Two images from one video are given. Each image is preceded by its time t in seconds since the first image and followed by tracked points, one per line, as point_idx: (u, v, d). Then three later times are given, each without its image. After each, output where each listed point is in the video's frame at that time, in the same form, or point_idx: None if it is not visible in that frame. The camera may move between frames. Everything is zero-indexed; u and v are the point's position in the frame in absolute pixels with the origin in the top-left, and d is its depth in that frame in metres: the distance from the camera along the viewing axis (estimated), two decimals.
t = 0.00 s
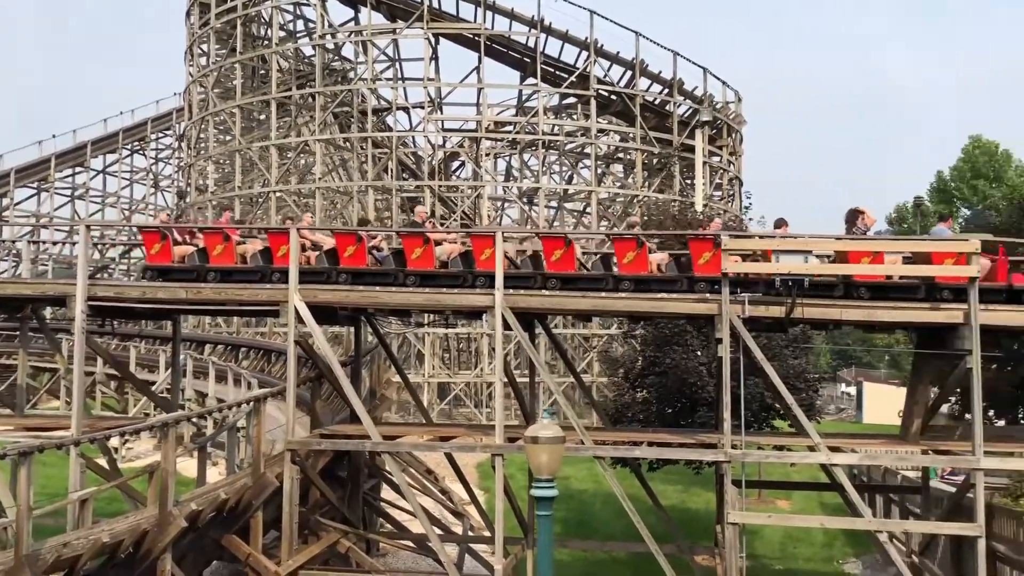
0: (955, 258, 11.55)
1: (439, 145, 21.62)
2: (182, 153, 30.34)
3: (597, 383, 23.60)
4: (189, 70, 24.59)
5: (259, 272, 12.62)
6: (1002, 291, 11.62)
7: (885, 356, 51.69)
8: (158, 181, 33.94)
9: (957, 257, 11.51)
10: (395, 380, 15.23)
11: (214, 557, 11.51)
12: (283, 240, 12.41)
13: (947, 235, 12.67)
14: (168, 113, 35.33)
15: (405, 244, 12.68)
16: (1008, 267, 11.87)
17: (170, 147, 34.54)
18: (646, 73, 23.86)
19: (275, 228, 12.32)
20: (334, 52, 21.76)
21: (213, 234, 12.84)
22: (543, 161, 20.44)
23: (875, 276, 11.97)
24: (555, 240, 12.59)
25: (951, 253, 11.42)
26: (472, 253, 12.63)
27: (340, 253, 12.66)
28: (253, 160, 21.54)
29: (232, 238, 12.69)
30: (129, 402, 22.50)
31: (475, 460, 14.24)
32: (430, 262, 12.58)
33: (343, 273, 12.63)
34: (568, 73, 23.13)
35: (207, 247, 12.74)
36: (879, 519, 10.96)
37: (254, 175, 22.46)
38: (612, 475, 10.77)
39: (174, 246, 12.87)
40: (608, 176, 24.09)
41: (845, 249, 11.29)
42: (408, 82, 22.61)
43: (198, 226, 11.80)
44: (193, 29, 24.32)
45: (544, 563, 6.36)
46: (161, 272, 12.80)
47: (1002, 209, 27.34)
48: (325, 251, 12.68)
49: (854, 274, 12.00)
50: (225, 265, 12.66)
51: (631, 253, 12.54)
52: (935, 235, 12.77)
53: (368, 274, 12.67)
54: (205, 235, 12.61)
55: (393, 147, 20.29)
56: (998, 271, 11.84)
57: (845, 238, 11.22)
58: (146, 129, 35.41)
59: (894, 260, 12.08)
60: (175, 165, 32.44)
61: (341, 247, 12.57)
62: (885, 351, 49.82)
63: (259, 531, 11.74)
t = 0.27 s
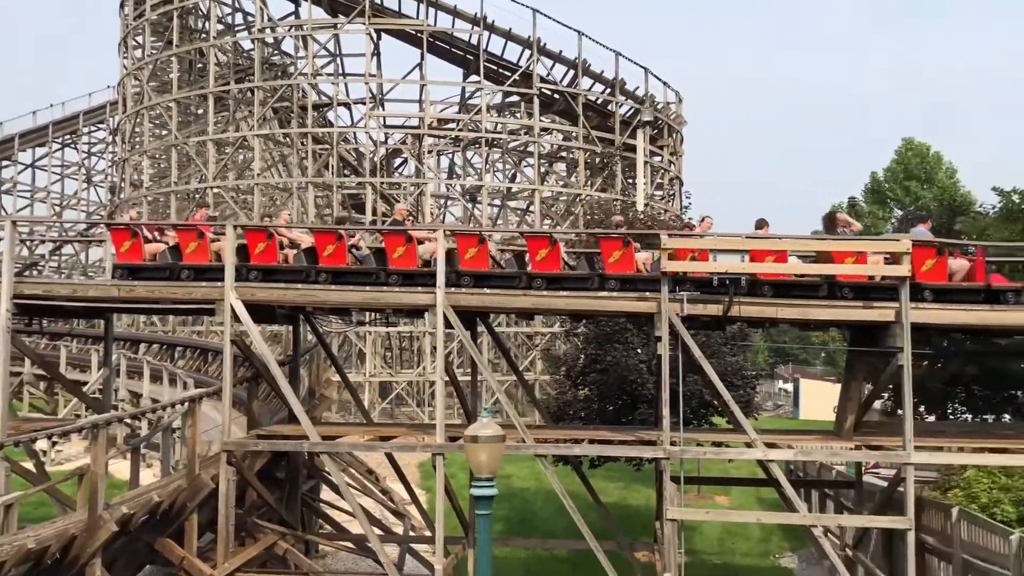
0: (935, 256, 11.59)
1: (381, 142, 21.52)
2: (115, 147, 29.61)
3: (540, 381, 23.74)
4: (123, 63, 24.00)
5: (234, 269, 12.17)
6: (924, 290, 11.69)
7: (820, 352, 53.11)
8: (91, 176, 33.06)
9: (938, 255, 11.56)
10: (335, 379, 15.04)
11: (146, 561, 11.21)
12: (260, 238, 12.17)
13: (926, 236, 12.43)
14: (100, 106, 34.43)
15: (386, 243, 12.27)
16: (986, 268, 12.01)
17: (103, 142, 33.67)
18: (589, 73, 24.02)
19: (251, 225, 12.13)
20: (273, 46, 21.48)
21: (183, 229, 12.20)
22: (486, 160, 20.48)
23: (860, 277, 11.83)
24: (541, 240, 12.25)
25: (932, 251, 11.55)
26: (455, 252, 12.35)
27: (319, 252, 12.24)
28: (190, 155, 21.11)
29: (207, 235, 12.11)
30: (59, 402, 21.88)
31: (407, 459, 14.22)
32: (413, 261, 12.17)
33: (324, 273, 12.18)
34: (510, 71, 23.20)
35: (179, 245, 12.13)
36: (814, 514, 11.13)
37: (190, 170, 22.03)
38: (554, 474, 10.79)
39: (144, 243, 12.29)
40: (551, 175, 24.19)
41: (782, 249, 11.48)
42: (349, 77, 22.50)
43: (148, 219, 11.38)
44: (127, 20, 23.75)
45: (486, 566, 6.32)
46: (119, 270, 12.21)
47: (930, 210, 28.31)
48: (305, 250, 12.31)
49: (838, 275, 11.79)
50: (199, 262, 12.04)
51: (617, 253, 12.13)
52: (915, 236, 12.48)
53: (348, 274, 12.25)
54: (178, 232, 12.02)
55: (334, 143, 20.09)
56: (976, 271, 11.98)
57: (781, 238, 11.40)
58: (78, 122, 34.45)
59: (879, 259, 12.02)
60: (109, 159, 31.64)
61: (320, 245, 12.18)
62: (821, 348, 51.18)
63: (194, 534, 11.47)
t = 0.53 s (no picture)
0: (912, 256, 12.02)
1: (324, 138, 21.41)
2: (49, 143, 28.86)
3: (485, 379, 23.79)
4: (56, 55, 23.40)
5: (210, 268, 12.11)
6: (880, 287, 12.05)
7: (762, 348, 54.30)
8: (22, 171, 32.14)
9: (915, 256, 11.99)
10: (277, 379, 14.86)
11: (79, 568, 10.91)
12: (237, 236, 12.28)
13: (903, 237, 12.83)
14: (33, 100, 33.51)
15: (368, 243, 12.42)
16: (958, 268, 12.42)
17: (36, 137, 32.79)
18: (534, 72, 24.14)
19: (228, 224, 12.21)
20: (214, 39, 21.21)
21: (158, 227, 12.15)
22: (431, 157, 20.51)
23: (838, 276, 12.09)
24: (524, 239, 12.58)
25: (909, 252, 11.98)
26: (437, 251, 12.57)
27: (298, 251, 12.33)
28: (127, 150, 20.67)
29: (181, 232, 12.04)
30: None
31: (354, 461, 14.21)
32: (396, 260, 12.53)
33: (303, 272, 12.26)
34: (455, 68, 23.26)
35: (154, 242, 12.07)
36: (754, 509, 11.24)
37: (127, 165, 21.56)
38: (499, 472, 10.79)
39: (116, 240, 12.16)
40: (497, 173, 24.24)
41: (724, 248, 11.63)
42: (292, 73, 22.44)
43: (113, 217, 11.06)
44: (61, 12, 23.19)
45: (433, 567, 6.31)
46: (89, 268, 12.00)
47: (865, 210, 29.11)
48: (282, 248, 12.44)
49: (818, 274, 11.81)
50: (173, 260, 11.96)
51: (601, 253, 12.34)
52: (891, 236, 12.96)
53: (327, 272, 12.32)
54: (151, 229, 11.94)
55: (277, 138, 19.88)
56: (949, 271, 12.37)
57: (722, 237, 11.53)
58: (9, 116, 33.47)
59: (856, 260, 12.36)
60: (42, 154, 30.81)
61: (300, 244, 12.26)
62: (762, 345, 52.30)
63: (130, 539, 11.20)
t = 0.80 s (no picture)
0: (890, 255, 12.04)
1: (257, 133, 21.23)
2: None
3: (421, 377, 23.72)
4: None
5: (188, 266, 11.78)
6: (858, 287, 12.04)
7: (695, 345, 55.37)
8: None
9: (893, 254, 12.01)
10: (208, 378, 14.60)
11: None
12: (218, 234, 11.97)
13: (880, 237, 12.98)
14: None
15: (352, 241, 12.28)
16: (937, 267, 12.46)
17: None
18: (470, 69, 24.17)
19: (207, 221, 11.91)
20: (142, 31, 20.80)
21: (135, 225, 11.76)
22: (366, 153, 20.56)
23: (822, 275, 11.97)
24: (511, 237, 12.19)
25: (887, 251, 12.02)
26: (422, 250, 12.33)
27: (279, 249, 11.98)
28: (51, 143, 20.09)
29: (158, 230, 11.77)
30: None
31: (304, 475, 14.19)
32: (379, 259, 12.19)
33: (285, 270, 11.88)
34: (391, 64, 23.22)
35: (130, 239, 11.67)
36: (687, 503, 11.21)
37: (51, 159, 20.95)
38: (434, 470, 10.76)
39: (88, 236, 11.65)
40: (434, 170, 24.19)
41: (658, 246, 11.75)
42: (224, 66, 22.26)
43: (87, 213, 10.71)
44: None
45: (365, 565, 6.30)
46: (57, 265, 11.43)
47: (794, 210, 29.83)
48: (263, 246, 12.14)
49: (800, 273, 12.01)
50: (150, 257, 11.65)
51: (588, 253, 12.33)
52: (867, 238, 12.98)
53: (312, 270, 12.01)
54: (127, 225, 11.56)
55: (208, 133, 19.58)
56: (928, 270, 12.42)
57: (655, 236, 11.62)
58: None
59: (837, 260, 12.35)
60: None
61: (282, 242, 11.95)
62: (696, 341, 53.32)
63: (53, 544, 10.86)
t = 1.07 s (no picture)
0: (877, 256, 12.08)
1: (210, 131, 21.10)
2: None
3: (377, 378, 23.61)
4: None
5: (179, 266, 11.59)
6: (845, 288, 12.12)
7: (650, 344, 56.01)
8: None
9: (880, 255, 12.06)
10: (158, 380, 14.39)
11: None
12: (207, 234, 11.80)
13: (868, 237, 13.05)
14: None
15: (345, 242, 12.28)
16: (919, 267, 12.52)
17: None
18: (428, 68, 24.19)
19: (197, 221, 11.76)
20: (92, 26, 20.51)
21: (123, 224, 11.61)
22: (322, 152, 20.89)
23: (811, 276, 12.06)
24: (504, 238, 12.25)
25: (873, 252, 12.04)
26: (417, 251, 12.32)
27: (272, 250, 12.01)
28: None
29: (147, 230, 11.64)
30: None
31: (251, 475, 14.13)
32: (373, 259, 12.15)
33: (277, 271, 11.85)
34: (347, 62, 23.19)
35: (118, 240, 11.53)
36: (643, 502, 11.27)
37: None
38: (389, 471, 10.68)
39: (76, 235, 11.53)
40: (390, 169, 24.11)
41: (613, 246, 11.79)
42: (176, 63, 22.14)
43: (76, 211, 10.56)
44: None
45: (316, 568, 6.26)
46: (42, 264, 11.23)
47: (746, 211, 30.23)
48: (255, 246, 12.11)
49: (790, 274, 12.08)
50: (139, 258, 11.47)
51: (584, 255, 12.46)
52: (856, 239, 13.11)
53: (304, 271, 12.00)
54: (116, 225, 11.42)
55: (160, 130, 19.36)
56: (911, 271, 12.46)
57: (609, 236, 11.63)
58: None
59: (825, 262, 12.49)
60: None
61: (427, 246, 12.14)
62: (651, 341, 53.95)
63: None
